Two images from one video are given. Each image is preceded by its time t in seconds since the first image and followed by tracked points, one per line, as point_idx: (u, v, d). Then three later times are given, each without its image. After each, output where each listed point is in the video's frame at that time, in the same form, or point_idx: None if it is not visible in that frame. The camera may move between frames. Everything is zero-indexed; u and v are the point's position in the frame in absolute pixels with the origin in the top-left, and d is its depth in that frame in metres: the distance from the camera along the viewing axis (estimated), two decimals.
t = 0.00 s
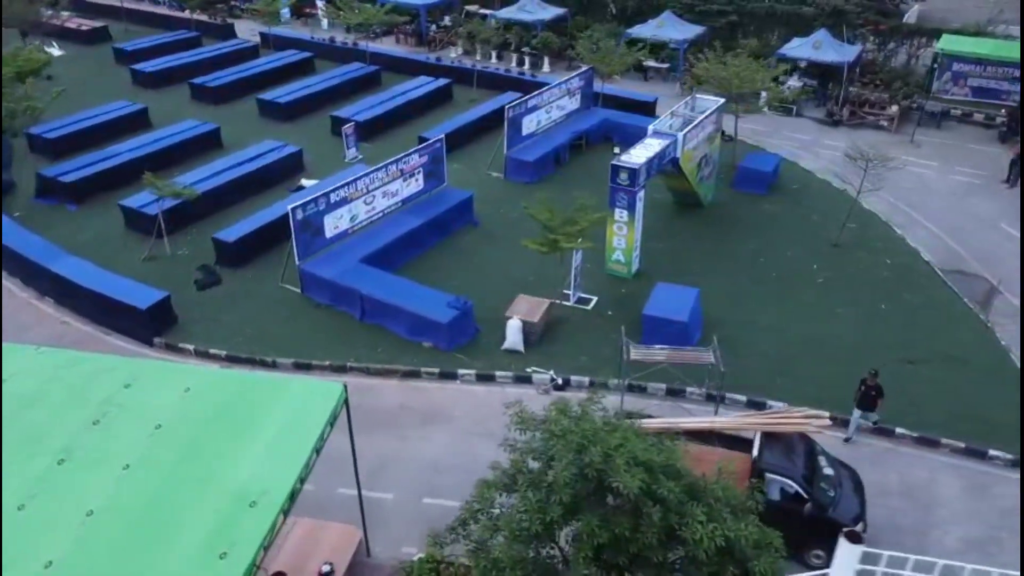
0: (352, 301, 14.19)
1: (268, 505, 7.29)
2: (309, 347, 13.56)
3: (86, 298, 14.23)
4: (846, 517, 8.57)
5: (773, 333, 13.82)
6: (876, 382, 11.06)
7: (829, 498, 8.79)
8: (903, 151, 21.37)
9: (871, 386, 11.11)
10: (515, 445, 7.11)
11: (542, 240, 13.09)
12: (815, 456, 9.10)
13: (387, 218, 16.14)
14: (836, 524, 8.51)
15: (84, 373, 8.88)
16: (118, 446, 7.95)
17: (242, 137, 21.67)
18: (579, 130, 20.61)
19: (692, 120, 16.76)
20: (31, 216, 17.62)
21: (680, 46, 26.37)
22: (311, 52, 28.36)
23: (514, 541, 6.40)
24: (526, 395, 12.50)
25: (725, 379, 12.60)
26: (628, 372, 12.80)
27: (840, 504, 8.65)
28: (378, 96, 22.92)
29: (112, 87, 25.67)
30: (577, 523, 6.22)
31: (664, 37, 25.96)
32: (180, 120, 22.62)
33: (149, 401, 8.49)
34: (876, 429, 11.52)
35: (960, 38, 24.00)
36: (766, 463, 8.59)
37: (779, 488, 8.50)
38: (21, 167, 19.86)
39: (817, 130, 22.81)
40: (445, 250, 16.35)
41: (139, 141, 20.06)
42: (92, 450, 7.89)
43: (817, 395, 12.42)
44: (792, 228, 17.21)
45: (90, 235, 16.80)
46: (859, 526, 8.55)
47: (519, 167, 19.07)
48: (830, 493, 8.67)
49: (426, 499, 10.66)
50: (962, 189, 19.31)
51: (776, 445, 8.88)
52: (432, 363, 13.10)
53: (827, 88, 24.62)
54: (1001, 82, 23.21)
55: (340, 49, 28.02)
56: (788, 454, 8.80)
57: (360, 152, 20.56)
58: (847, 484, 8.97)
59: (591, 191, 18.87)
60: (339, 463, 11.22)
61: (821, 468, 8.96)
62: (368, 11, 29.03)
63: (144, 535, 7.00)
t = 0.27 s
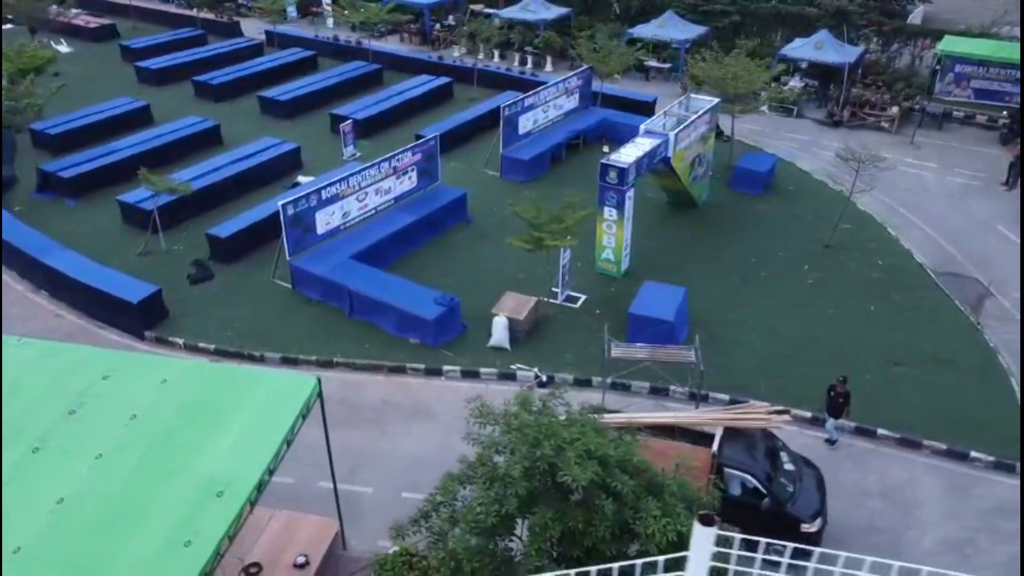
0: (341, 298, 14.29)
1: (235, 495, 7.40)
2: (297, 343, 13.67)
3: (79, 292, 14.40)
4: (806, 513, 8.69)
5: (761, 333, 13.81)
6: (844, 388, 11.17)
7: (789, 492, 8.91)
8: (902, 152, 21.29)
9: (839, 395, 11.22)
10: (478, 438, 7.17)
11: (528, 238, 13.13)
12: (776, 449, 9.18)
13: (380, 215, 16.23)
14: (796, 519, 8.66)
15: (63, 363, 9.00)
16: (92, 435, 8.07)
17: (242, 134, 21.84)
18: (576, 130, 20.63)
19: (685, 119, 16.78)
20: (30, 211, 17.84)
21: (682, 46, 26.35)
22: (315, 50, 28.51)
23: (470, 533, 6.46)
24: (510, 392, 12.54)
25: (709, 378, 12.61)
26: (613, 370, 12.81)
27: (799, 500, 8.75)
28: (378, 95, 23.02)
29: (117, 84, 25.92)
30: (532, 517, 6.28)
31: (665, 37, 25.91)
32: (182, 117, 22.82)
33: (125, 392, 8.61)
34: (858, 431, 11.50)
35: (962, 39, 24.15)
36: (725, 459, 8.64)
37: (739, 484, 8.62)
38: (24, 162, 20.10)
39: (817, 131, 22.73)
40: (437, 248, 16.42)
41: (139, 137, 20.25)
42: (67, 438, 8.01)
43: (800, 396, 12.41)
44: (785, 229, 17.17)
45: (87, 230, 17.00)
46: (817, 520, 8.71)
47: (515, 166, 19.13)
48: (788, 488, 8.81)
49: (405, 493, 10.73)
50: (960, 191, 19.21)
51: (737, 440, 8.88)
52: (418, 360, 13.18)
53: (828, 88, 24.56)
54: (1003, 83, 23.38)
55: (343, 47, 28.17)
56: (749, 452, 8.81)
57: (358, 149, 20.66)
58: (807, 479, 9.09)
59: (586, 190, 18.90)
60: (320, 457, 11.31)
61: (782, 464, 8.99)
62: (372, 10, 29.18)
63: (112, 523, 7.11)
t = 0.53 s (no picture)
0: (331, 293, 14.41)
1: (204, 485, 7.51)
2: (286, 337, 13.80)
3: (74, 286, 14.60)
4: (767, 507, 8.70)
5: (748, 333, 13.82)
6: (812, 395, 11.01)
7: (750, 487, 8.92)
8: (901, 154, 21.18)
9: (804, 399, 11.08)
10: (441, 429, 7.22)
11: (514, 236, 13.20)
12: (739, 442, 9.20)
13: (373, 212, 16.33)
14: (756, 513, 8.69)
15: (45, 354, 9.14)
16: (69, 425, 8.21)
17: (243, 131, 22.02)
18: (573, 129, 20.67)
19: (678, 119, 16.81)
20: (31, 206, 18.07)
21: (684, 46, 26.32)
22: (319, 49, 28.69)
23: (427, 524, 6.53)
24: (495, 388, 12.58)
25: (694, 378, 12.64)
26: (599, 368, 12.84)
27: (759, 494, 8.79)
28: (378, 93, 23.12)
29: (122, 80, 26.18)
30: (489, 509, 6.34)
31: (667, 37, 25.89)
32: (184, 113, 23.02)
33: (103, 383, 8.74)
34: (841, 431, 11.51)
35: (965, 40, 24.01)
36: (686, 452, 8.66)
37: (700, 478, 8.62)
38: (27, 157, 20.36)
39: (816, 132, 22.64)
40: (430, 245, 16.50)
41: (140, 133, 20.45)
42: (43, 428, 8.14)
43: (785, 396, 12.39)
44: (780, 229, 17.15)
45: (85, 225, 17.21)
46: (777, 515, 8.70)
47: (511, 164, 19.18)
48: (749, 483, 8.81)
49: (385, 487, 10.79)
50: (958, 192, 19.10)
51: (697, 433, 8.93)
52: (405, 356, 13.26)
53: (829, 89, 24.49)
54: (1006, 85, 23.27)
55: (347, 46, 28.33)
56: (710, 446, 8.85)
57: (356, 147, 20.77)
58: (769, 473, 9.10)
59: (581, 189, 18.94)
60: (303, 449, 11.40)
61: (742, 458, 9.03)
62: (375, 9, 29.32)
63: (83, 511, 7.23)
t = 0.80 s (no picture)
0: (322, 289, 14.54)
1: (174, 475, 7.62)
2: (275, 333, 13.92)
3: (69, 279, 14.79)
4: (726, 501, 8.81)
5: (736, 334, 13.83)
6: (780, 397, 11.00)
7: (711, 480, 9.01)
8: (901, 155, 21.08)
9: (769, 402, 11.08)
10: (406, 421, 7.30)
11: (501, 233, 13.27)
12: (701, 436, 9.38)
13: (367, 210, 16.45)
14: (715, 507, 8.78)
15: (27, 345, 9.30)
16: (47, 414, 8.35)
17: (244, 129, 22.21)
18: (571, 128, 20.71)
19: (671, 118, 16.78)
20: (32, 201, 18.31)
21: (687, 46, 26.30)
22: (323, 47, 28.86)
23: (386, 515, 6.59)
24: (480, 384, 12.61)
25: (679, 377, 12.68)
26: (584, 366, 12.87)
27: (719, 488, 8.87)
28: (379, 91, 23.26)
29: (128, 78, 26.45)
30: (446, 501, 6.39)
31: (669, 37, 25.86)
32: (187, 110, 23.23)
33: (82, 374, 8.88)
34: (823, 432, 11.51)
35: (967, 41, 23.95)
36: (647, 446, 8.80)
37: (661, 473, 8.74)
38: (30, 153, 20.63)
39: (816, 133, 22.56)
40: (423, 243, 16.60)
41: (142, 130, 20.67)
42: (21, 417, 8.29)
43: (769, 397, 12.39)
44: (774, 229, 17.12)
45: (84, 220, 17.42)
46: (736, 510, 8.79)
47: (506, 163, 19.25)
48: (709, 476, 8.92)
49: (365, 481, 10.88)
50: (956, 194, 19.00)
51: (661, 427, 9.06)
52: (392, 352, 13.35)
53: (830, 90, 24.44)
54: (1008, 87, 23.26)
55: (350, 44, 28.48)
56: (672, 440, 8.98)
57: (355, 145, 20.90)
58: (732, 467, 9.21)
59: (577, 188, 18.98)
60: (286, 442, 11.48)
61: (704, 452, 9.16)
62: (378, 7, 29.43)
63: (54, 499, 7.36)
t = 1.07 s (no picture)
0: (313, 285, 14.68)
1: (147, 464, 7.74)
2: (265, 328, 14.04)
3: (64, 274, 14.99)
4: (686, 495, 9.02)
5: (723, 334, 13.83)
6: (744, 400, 10.87)
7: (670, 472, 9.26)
8: (901, 157, 20.98)
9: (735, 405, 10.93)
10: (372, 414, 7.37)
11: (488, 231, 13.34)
12: (663, 429, 9.60)
13: (360, 207, 16.58)
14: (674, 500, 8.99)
15: (11, 337, 9.45)
16: (26, 404, 8.48)
17: (245, 127, 22.39)
18: (568, 127, 20.76)
19: (665, 118, 16.78)
20: (33, 196, 18.54)
21: (689, 46, 26.27)
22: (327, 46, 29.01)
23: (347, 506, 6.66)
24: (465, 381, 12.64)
25: (663, 377, 12.71)
26: (570, 365, 12.92)
27: (678, 482, 9.07)
28: (380, 90, 23.38)
29: (133, 75, 26.71)
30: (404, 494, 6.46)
31: (672, 37, 25.84)
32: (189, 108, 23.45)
33: (64, 365, 9.02)
34: (805, 432, 11.51)
35: (970, 42, 23.87)
36: (608, 439, 9.06)
37: (622, 466, 9.00)
38: (33, 149, 20.89)
39: (816, 134, 22.47)
40: (416, 240, 16.70)
41: (144, 126, 20.88)
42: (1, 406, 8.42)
43: (753, 397, 12.40)
44: (767, 230, 17.10)
45: (82, 216, 17.63)
46: (696, 503, 9.01)
47: (502, 162, 19.33)
48: (669, 469, 9.16)
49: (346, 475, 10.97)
50: (954, 196, 18.89)
51: (623, 421, 9.28)
52: (380, 348, 13.43)
53: (831, 91, 24.37)
54: (1011, 88, 23.15)
55: (354, 43, 28.64)
56: (633, 433, 9.22)
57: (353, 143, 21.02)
58: (692, 460, 9.44)
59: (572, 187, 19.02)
60: (270, 435, 11.58)
61: (666, 444, 9.39)
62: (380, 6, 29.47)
63: (28, 486, 7.48)
